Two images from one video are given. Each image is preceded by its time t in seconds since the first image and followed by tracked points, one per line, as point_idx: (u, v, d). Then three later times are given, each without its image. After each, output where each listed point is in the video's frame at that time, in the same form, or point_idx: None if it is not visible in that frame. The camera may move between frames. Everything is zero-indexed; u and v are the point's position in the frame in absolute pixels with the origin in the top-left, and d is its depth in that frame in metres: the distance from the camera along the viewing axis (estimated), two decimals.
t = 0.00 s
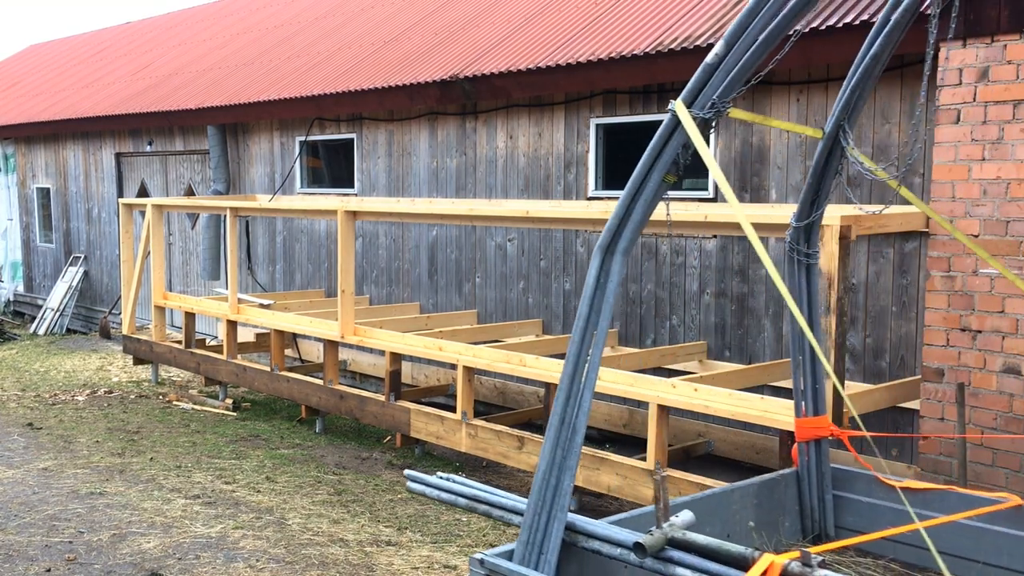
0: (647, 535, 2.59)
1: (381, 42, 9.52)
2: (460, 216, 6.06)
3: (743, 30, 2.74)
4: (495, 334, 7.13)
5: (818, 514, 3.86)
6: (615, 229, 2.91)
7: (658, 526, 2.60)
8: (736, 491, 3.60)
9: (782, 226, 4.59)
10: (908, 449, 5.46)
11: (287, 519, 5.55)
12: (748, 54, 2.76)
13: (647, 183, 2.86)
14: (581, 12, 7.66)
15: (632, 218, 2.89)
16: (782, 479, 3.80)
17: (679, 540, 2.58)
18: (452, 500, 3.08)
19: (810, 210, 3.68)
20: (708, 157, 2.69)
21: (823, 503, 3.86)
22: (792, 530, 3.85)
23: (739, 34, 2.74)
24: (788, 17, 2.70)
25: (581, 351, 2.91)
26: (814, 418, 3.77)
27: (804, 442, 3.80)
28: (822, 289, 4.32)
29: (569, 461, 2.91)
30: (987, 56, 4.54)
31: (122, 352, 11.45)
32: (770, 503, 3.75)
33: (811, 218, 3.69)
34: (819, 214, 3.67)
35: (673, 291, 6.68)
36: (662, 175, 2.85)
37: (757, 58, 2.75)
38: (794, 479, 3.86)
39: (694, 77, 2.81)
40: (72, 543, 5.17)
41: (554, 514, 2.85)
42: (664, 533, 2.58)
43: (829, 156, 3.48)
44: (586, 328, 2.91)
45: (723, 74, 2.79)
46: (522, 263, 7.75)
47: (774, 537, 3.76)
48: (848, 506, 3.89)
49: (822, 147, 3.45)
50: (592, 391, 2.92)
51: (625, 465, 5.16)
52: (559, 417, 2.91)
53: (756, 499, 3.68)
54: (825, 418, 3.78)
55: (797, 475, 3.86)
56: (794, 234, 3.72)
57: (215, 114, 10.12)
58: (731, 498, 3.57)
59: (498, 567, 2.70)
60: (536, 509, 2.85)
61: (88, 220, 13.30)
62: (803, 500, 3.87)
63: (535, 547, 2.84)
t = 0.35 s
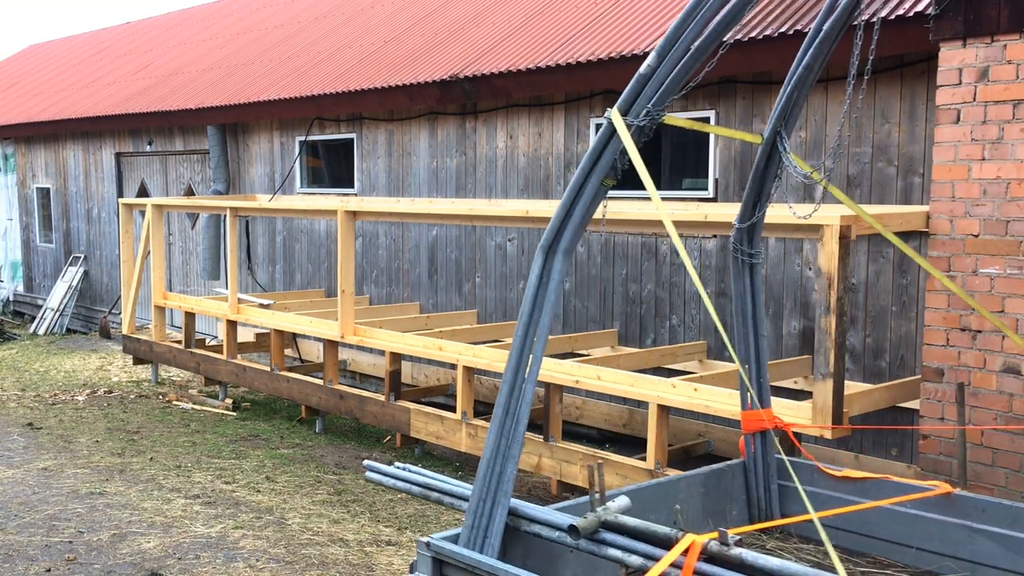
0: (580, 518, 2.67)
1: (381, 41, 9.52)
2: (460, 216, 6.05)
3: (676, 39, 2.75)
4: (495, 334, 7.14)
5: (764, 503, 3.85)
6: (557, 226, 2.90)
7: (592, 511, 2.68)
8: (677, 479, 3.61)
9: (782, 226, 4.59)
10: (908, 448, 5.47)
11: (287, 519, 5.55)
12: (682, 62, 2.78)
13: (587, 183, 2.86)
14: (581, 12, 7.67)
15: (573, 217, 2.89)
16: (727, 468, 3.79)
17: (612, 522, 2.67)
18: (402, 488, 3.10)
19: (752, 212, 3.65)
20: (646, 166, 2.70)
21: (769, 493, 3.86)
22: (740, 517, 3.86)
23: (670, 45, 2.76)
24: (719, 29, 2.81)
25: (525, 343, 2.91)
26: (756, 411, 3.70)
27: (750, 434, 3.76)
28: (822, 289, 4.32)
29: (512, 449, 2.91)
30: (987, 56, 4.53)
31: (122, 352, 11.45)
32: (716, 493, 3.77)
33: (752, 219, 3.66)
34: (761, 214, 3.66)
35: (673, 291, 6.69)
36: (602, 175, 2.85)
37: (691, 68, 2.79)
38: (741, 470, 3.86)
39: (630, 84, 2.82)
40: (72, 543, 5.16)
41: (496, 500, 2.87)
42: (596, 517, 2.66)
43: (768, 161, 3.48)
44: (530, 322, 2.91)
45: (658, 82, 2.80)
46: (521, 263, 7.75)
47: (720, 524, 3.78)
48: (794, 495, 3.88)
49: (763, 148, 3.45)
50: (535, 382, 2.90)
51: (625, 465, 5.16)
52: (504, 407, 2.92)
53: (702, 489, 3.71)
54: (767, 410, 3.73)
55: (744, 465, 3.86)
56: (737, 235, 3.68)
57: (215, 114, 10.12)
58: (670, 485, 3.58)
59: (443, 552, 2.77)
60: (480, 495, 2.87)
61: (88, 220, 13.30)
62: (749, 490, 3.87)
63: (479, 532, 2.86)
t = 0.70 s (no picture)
0: (524, 503, 2.91)
1: (381, 41, 9.52)
2: (460, 216, 6.05)
3: (614, 51, 3.02)
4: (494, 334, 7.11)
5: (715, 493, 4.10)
6: (505, 229, 3.16)
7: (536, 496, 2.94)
8: (628, 470, 3.83)
9: (783, 226, 4.59)
10: (908, 448, 5.47)
11: (287, 519, 5.55)
12: (620, 72, 3.05)
13: (533, 188, 3.11)
14: (581, 12, 7.67)
15: (520, 221, 3.14)
16: (678, 460, 4.06)
17: (553, 508, 2.91)
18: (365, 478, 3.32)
19: (700, 213, 3.91)
20: (581, 162, 2.94)
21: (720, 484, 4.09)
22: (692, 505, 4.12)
23: (609, 56, 3.02)
24: (656, 40, 3.08)
25: (474, 339, 3.15)
26: (708, 404, 4.02)
27: (702, 425, 4.03)
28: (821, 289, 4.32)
29: (461, 438, 3.14)
30: (987, 56, 4.53)
31: (122, 352, 11.44)
32: (670, 483, 4.03)
33: (701, 221, 3.92)
34: (710, 215, 3.93)
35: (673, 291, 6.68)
36: (547, 179, 3.10)
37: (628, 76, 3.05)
38: (694, 460, 4.13)
39: (572, 91, 3.07)
40: (72, 543, 5.17)
41: (448, 487, 3.08)
42: (540, 501, 2.92)
43: (715, 164, 3.77)
44: (479, 321, 3.15)
45: (597, 91, 3.07)
46: (522, 263, 7.75)
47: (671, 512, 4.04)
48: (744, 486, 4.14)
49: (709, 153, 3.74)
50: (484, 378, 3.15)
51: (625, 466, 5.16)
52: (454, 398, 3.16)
53: (655, 478, 3.96)
54: (720, 403, 4.03)
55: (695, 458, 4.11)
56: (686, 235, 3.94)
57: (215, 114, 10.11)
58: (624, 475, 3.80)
59: (395, 536, 2.94)
60: (432, 482, 3.08)
61: (88, 220, 13.29)
62: (702, 479, 4.13)
63: (432, 517, 3.07)
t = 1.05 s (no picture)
0: (474, 490, 3.04)
1: (380, 41, 9.52)
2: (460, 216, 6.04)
3: (564, 58, 3.03)
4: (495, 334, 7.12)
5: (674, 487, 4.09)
6: (460, 227, 3.20)
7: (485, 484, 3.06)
8: (585, 462, 3.85)
9: (782, 225, 4.59)
10: (908, 448, 5.47)
11: (287, 519, 5.55)
12: (572, 78, 3.07)
13: (486, 191, 3.16)
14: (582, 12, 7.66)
15: (474, 221, 3.18)
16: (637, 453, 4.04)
17: (502, 495, 3.03)
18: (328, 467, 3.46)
19: (655, 214, 3.92)
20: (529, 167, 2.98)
21: (676, 476, 4.12)
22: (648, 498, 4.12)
23: (558, 65, 3.04)
24: (605, 46, 3.01)
25: (430, 335, 3.21)
26: (664, 399, 3.98)
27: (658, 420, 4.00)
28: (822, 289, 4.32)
29: (417, 430, 3.20)
30: (987, 56, 4.53)
31: (122, 352, 11.44)
32: (626, 475, 4.02)
33: (655, 222, 3.93)
34: (664, 216, 3.93)
35: (673, 291, 6.69)
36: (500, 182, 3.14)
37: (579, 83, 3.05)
38: (651, 455, 4.10)
39: (522, 99, 3.09)
40: (71, 543, 5.16)
41: (403, 476, 3.16)
42: (489, 489, 3.04)
43: (667, 166, 3.77)
44: (434, 318, 3.20)
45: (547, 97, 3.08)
46: (521, 263, 7.75)
47: (629, 504, 4.04)
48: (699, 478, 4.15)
49: (661, 157, 3.74)
50: (439, 370, 3.19)
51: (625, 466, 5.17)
52: (411, 391, 3.21)
53: (611, 470, 3.96)
54: (676, 397, 4.00)
55: (653, 450, 4.11)
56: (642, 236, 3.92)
57: (215, 114, 10.11)
58: (579, 466, 3.82)
59: (353, 523, 3.03)
60: (388, 471, 3.15)
61: (87, 220, 13.29)
62: (659, 473, 4.11)
63: (388, 505, 3.15)
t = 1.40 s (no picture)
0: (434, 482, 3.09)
1: (380, 41, 9.52)
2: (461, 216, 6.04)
3: (521, 66, 3.12)
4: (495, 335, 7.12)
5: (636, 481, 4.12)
6: (424, 227, 3.23)
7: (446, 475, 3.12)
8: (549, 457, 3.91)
9: (782, 225, 4.59)
10: (908, 448, 5.46)
11: (287, 519, 5.55)
12: (530, 85, 3.15)
13: (449, 195, 3.21)
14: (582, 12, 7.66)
15: (437, 222, 3.23)
16: (601, 447, 4.09)
17: (461, 486, 3.09)
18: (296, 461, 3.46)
19: (617, 217, 3.94)
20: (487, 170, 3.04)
21: (639, 471, 4.16)
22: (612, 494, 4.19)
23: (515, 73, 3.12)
24: (563, 53, 3.12)
25: (395, 333, 3.24)
26: (627, 396, 4.03)
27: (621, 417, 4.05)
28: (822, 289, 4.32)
29: (382, 425, 3.24)
30: (987, 56, 4.53)
31: (122, 352, 11.44)
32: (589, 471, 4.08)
33: (617, 225, 3.96)
34: (625, 220, 3.96)
35: (673, 291, 6.69)
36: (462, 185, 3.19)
37: (536, 89, 3.15)
38: (615, 450, 4.17)
39: (482, 105, 3.16)
40: (72, 543, 5.16)
41: (369, 468, 3.20)
42: (448, 480, 3.09)
43: (627, 171, 3.82)
44: (399, 316, 3.22)
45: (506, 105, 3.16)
46: (521, 263, 7.74)
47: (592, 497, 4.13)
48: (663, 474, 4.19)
49: (621, 162, 3.80)
50: (404, 366, 3.22)
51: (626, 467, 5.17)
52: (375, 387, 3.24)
53: (575, 465, 4.01)
54: (638, 395, 4.03)
55: (617, 446, 4.16)
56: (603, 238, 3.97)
57: (215, 114, 10.11)
58: (543, 461, 3.88)
59: (317, 514, 3.10)
60: (353, 464, 3.20)
61: (88, 220, 13.29)
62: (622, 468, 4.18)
63: (353, 497, 3.19)
